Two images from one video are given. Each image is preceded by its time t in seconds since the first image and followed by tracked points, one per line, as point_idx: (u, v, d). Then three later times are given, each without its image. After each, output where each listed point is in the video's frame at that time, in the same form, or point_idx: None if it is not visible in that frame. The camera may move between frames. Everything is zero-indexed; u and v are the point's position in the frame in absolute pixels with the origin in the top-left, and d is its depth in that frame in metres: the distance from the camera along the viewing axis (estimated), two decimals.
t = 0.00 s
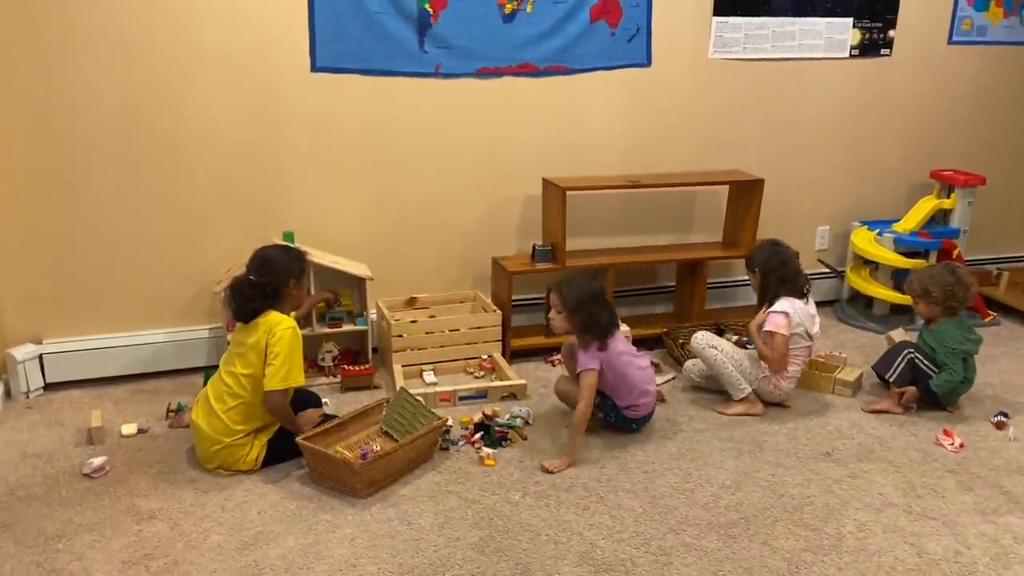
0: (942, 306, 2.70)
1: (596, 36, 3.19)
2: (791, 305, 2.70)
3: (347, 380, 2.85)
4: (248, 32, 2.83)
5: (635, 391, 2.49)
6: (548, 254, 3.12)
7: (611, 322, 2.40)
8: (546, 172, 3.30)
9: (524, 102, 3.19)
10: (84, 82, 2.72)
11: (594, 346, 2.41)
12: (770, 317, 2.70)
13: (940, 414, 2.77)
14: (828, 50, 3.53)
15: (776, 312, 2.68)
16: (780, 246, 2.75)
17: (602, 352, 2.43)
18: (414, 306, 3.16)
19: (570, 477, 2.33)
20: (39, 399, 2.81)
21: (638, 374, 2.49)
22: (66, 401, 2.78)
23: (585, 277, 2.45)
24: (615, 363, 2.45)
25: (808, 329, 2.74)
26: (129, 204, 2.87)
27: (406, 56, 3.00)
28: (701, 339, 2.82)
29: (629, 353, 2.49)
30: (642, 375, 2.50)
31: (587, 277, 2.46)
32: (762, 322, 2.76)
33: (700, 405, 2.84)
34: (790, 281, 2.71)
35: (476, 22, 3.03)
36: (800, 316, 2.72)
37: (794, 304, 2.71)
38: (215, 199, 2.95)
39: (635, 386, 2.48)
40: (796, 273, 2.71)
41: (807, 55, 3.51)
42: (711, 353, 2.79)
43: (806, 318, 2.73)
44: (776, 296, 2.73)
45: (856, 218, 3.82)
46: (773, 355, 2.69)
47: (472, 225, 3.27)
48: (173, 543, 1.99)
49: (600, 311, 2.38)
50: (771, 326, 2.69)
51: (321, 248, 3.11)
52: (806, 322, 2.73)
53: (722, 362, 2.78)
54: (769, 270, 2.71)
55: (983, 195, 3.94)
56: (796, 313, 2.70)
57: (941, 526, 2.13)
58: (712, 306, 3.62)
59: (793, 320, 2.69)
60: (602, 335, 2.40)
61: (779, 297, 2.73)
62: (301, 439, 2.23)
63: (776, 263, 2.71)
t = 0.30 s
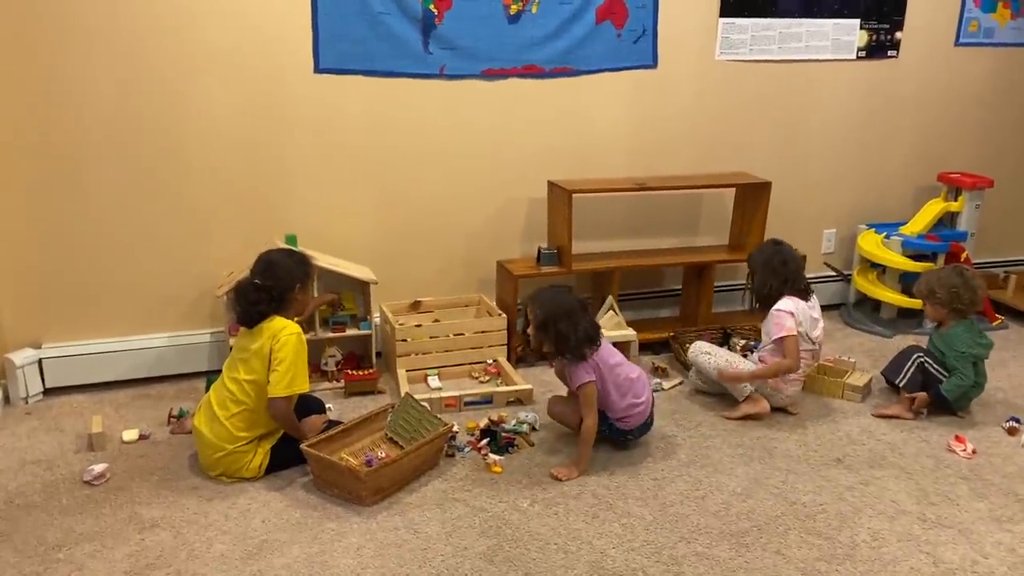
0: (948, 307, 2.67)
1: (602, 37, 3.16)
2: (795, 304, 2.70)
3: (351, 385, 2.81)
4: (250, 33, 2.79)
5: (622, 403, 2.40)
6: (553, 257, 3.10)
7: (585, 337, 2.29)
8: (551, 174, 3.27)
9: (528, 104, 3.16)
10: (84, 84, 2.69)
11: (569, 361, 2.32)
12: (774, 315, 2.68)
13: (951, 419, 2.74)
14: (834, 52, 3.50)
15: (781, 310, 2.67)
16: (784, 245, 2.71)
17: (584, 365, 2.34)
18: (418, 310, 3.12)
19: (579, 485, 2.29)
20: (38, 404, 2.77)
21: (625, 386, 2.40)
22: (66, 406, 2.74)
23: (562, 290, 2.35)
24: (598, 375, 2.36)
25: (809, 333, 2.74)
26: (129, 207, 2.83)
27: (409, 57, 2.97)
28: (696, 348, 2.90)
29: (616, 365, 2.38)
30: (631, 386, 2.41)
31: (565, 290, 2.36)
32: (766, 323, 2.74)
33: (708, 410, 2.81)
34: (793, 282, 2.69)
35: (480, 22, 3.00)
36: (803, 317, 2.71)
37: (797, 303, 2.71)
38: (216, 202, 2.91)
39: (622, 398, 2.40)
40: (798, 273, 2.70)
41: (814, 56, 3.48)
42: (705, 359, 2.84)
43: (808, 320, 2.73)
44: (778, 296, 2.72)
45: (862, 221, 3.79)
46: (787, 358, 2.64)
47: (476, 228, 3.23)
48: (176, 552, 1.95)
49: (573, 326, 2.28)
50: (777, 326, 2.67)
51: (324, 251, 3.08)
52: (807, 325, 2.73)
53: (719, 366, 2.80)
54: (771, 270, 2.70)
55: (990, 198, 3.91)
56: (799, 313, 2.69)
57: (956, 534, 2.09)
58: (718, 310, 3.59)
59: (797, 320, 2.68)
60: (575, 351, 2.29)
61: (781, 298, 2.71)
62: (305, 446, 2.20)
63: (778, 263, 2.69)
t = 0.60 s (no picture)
0: (951, 310, 2.65)
1: (609, 38, 3.12)
2: (799, 307, 2.64)
3: (355, 391, 2.77)
4: (254, 32, 2.75)
5: (622, 412, 2.36)
6: (560, 261, 3.06)
7: (588, 342, 2.25)
8: (558, 176, 3.23)
9: (535, 105, 3.12)
10: (85, 83, 2.65)
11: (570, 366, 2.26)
12: (781, 317, 2.64)
13: (963, 426, 2.71)
14: (842, 53, 3.47)
15: (788, 312, 2.63)
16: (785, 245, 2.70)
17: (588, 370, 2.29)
18: (423, 313, 3.08)
19: (589, 493, 2.25)
20: (37, 409, 2.73)
21: (627, 395, 2.35)
22: (65, 411, 2.69)
23: (566, 292, 2.31)
24: (602, 382, 2.31)
25: (817, 336, 2.68)
26: (130, 209, 2.79)
27: (415, 58, 2.93)
28: (704, 355, 2.89)
29: (621, 371, 2.34)
30: (634, 396, 2.37)
31: (569, 292, 2.32)
32: (772, 326, 2.70)
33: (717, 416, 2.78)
34: (796, 285, 2.65)
35: (486, 22, 2.96)
36: (808, 321, 2.65)
37: (803, 305, 2.66)
38: (218, 204, 2.87)
39: (624, 406, 2.36)
40: (803, 276, 2.65)
41: (821, 58, 3.45)
42: (713, 364, 2.83)
43: (816, 323, 2.67)
44: (781, 299, 2.69)
45: (869, 225, 3.76)
46: (801, 361, 2.60)
47: (482, 230, 3.20)
48: (181, 563, 1.91)
49: (575, 329, 2.24)
50: (786, 328, 2.63)
51: (327, 254, 3.04)
52: (813, 329, 2.66)
53: (726, 370, 2.79)
54: (772, 275, 2.68)
55: (997, 201, 3.89)
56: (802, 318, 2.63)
57: (973, 544, 2.06)
58: (724, 314, 3.56)
59: (806, 323, 2.63)
60: (577, 355, 2.25)
61: (784, 300, 2.68)
62: (311, 454, 2.16)
63: (778, 267, 2.67)
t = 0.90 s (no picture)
0: (956, 313, 2.62)
1: (613, 41, 3.11)
2: (812, 313, 2.63)
3: (358, 395, 2.75)
4: (257, 33, 2.73)
5: (622, 429, 2.32)
6: (564, 264, 3.04)
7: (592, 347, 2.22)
8: (561, 180, 3.22)
9: (538, 108, 3.11)
10: (86, 84, 2.62)
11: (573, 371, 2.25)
12: (790, 323, 2.63)
13: (967, 431, 2.71)
14: (845, 57, 3.46)
15: (798, 318, 2.62)
16: (791, 251, 2.68)
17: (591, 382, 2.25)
18: (425, 317, 3.06)
19: (595, 499, 2.24)
20: (36, 413, 2.70)
21: (630, 411, 2.31)
22: (65, 415, 2.67)
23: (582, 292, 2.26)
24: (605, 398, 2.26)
25: (824, 343, 2.67)
26: (131, 211, 2.76)
27: (418, 60, 2.91)
28: (710, 359, 2.87)
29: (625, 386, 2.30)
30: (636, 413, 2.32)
31: (584, 291, 2.28)
32: (780, 332, 2.69)
33: (721, 422, 2.77)
34: (804, 292, 2.64)
35: (490, 25, 2.95)
36: (816, 329, 2.64)
37: (813, 312, 2.64)
38: (219, 206, 2.85)
39: (619, 424, 2.31)
40: (811, 283, 2.64)
41: (824, 62, 3.44)
42: (718, 369, 2.80)
43: (823, 331, 2.66)
44: (788, 306, 2.67)
45: (871, 229, 3.76)
46: (807, 368, 2.59)
47: (484, 233, 3.18)
48: (185, 570, 1.89)
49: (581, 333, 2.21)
50: (794, 334, 2.62)
51: (329, 258, 3.02)
52: (821, 337, 2.66)
53: (732, 375, 2.77)
54: (779, 282, 2.67)
55: (998, 205, 3.89)
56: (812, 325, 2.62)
57: (981, 552, 2.06)
58: (726, 318, 3.55)
59: (815, 330, 2.62)
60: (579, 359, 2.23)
61: (793, 307, 2.66)
62: (315, 460, 2.14)
63: (785, 274, 2.66)
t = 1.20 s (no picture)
0: (943, 310, 2.62)
1: (614, 39, 3.11)
2: (804, 313, 2.64)
3: (358, 392, 2.75)
4: (258, 28, 2.73)
5: (612, 439, 2.32)
6: (564, 262, 3.04)
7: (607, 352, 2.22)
8: (561, 178, 3.22)
9: (539, 106, 3.11)
10: (87, 80, 2.62)
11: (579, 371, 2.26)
12: (784, 323, 2.64)
13: (965, 429, 2.72)
14: (844, 57, 3.48)
15: (792, 318, 2.63)
16: (794, 249, 2.68)
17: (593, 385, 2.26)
18: (424, 314, 3.06)
19: (597, 496, 2.25)
20: (36, 409, 2.69)
21: (622, 425, 2.30)
22: (65, 411, 2.66)
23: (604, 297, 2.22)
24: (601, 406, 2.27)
25: (820, 343, 2.67)
26: (131, 207, 2.76)
27: (420, 57, 2.91)
28: (707, 360, 2.89)
29: (626, 398, 2.29)
30: (630, 428, 2.31)
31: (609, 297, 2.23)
32: (776, 331, 2.70)
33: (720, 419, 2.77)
34: (802, 291, 2.65)
35: (492, 22, 2.95)
36: (811, 329, 2.64)
37: (808, 312, 2.65)
38: (220, 202, 2.84)
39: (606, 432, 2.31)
40: (810, 282, 2.65)
41: (823, 61, 3.45)
42: (716, 368, 2.82)
43: (819, 331, 2.66)
44: (785, 304, 2.68)
45: (869, 228, 3.77)
46: (799, 369, 2.59)
47: (484, 231, 3.18)
48: (188, 566, 1.89)
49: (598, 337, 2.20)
50: (788, 334, 2.63)
51: (330, 254, 3.01)
52: (817, 336, 2.66)
53: (728, 373, 2.78)
54: (778, 278, 2.68)
55: (995, 205, 3.91)
56: (806, 325, 2.62)
57: (980, 549, 2.07)
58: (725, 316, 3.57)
59: (809, 330, 2.63)
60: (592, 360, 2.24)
61: (790, 305, 2.67)
62: (317, 456, 2.14)
63: (784, 272, 2.67)
